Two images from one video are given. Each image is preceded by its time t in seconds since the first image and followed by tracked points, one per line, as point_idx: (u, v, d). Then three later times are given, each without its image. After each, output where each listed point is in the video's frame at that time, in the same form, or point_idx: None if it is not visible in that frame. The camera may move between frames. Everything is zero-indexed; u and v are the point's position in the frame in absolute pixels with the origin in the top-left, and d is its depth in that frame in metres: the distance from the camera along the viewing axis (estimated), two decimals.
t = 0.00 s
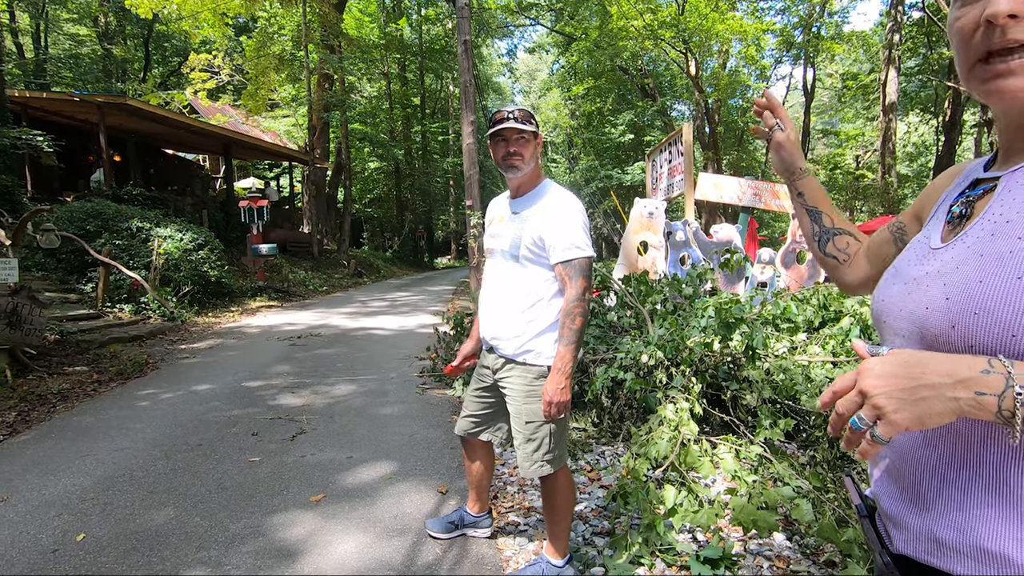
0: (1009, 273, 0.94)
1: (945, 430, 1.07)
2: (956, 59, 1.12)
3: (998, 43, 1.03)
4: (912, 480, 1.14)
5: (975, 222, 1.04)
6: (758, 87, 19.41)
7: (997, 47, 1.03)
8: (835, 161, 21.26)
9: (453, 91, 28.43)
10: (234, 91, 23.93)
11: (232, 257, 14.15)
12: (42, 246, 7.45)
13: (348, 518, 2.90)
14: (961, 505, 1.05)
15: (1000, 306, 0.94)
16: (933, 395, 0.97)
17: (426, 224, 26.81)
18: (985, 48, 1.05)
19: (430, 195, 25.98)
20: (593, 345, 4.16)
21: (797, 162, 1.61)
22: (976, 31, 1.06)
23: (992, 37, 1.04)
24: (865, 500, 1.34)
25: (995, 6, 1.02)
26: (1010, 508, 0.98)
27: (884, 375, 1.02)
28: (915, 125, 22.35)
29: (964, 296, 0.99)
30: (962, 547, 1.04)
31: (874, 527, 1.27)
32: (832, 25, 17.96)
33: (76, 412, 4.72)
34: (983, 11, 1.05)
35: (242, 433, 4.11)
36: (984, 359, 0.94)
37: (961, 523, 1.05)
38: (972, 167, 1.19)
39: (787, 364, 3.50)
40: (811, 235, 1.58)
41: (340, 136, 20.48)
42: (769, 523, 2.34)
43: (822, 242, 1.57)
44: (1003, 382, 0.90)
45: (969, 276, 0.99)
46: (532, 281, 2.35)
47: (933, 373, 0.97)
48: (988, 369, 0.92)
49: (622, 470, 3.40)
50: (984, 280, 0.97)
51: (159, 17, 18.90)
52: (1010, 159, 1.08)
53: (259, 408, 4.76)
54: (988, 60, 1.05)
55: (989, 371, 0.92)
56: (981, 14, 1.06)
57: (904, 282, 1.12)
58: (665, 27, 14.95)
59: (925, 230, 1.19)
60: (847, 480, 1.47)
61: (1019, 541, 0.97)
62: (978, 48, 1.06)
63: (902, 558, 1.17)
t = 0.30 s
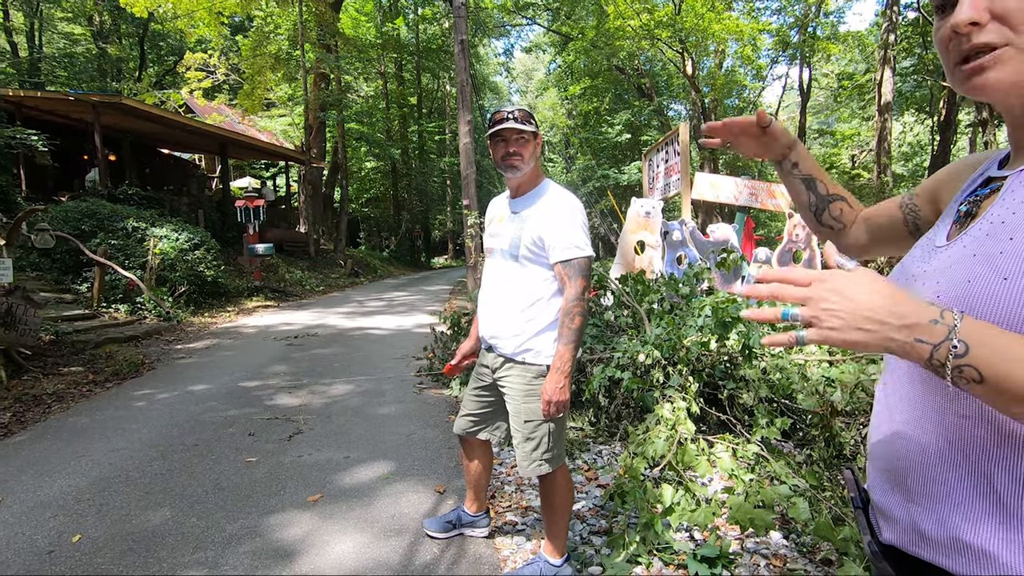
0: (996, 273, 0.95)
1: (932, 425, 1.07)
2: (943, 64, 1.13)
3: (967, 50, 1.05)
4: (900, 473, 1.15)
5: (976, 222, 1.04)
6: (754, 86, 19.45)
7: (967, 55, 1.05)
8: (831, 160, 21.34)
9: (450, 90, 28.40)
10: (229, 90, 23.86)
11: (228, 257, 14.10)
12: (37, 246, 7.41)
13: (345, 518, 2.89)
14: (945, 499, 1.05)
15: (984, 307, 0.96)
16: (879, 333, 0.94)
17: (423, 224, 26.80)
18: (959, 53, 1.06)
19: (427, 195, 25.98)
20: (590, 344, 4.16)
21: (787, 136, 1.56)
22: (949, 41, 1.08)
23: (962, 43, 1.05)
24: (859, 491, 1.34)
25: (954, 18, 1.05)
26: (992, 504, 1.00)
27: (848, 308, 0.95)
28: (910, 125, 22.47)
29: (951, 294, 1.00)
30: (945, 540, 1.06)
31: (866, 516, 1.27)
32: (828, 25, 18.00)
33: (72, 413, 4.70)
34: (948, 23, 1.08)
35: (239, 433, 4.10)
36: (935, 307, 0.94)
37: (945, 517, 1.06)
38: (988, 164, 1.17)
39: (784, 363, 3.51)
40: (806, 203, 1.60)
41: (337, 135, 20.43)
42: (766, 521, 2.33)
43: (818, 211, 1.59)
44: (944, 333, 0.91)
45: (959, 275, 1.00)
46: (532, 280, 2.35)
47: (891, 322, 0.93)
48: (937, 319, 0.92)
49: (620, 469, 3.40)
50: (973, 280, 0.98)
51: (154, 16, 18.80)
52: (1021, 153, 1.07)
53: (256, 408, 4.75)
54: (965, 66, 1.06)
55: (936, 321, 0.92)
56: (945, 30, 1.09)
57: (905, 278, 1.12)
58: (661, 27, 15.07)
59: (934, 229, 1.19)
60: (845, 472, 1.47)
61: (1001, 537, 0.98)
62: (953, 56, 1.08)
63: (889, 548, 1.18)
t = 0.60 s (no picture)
0: (989, 274, 0.95)
1: (934, 431, 1.06)
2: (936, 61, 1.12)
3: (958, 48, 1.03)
4: (899, 475, 1.14)
5: (971, 224, 1.03)
6: (752, 85, 19.47)
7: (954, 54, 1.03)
8: (830, 159, 21.36)
9: (448, 90, 28.40)
10: (228, 90, 23.83)
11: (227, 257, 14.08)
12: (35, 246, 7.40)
13: (345, 518, 2.89)
14: (944, 501, 1.05)
15: (974, 311, 0.96)
16: (896, 379, 0.96)
17: (421, 224, 26.80)
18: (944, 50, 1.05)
19: (426, 195, 25.98)
20: (590, 344, 4.16)
21: (810, 199, 1.69)
22: (939, 39, 1.06)
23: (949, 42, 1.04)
24: (861, 491, 1.33)
25: (942, 15, 1.03)
26: (989, 505, 0.99)
27: (858, 363, 0.99)
28: (908, 124, 22.50)
29: (946, 298, 1.00)
30: (944, 540, 1.06)
31: (866, 517, 1.27)
32: (827, 24, 18.03)
33: (71, 413, 4.69)
34: (936, 21, 1.06)
35: (238, 433, 4.10)
36: (950, 340, 0.94)
37: (943, 518, 1.06)
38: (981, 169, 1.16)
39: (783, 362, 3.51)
40: (836, 256, 1.55)
41: (335, 135, 20.41)
42: (766, 520, 2.33)
43: (847, 261, 1.52)
44: (966, 367, 0.90)
45: (953, 279, 1.00)
46: (532, 280, 2.35)
47: (896, 359, 0.96)
48: (953, 352, 0.92)
49: (620, 469, 3.40)
50: (966, 283, 0.98)
51: (152, 15, 18.76)
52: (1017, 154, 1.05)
53: (255, 408, 4.74)
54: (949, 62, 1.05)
55: (954, 355, 0.91)
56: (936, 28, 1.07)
57: (902, 281, 1.12)
58: (660, 26, 15.09)
59: (932, 231, 1.18)
60: (848, 472, 1.46)
61: (1000, 538, 0.98)
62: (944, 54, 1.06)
63: (889, 548, 1.18)
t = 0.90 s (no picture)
0: (985, 277, 0.94)
1: (934, 433, 1.05)
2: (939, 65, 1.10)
3: (957, 50, 1.02)
4: (899, 476, 1.14)
5: (974, 226, 1.03)
6: (756, 85, 19.42)
7: (954, 56, 1.03)
8: (834, 159, 21.29)
9: (451, 90, 28.41)
10: (231, 91, 23.88)
11: (230, 258, 14.10)
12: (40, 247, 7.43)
13: (349, 519, 2.89)
14: (940, 502, 1.05)
15: (970, 313, 0.95)
16: (861, 353, 0.99)
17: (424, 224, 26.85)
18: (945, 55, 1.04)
19: (429, 195, 26.02)
20: (593, 344, 4.16)
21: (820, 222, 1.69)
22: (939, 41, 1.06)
23: (951, 46, 1.03)
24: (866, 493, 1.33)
25: (941, 22, 1.03)
26: (987, 507, 0.98)
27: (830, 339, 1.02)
28: (912, 123, 22.40)
29: (943, 299, 1.00)
30: (938, 540, 1.06)
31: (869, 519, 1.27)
32: (831, 23, 17.96)
33: (75, 413, 4.71)
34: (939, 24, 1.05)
35: (242, 434, 4.10)
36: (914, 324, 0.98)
37: (941, 519, 1.05)
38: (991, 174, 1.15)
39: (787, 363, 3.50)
40: (853, 282, 1.54)
41: (338, 136, 20.43)
42: (770, 522, 2.32)
43: (867, 287, 1.52)
44: (923, 345, 0.94)
45: (949, 283, 1.00)
46: (535, 281, 2.34)
47: (868, 338, 0.99)
48: (913, 332, 0.96)
49: (623, 470, 3.40)
50: (964, 287, 0.97)
51: (156, 17, 18.81)
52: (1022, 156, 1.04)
53: (259, 408, 4.75)
54: (951, 67, 1.04)
55: (914, 335, 0.96)
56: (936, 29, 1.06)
57: (906, 284, 1.11)
58: (663, 26, 15.05)
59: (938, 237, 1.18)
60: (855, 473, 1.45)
61: (994, 539, 0.97)
62: (945, 55, 1.05)
63: (889, 549, 1.18)
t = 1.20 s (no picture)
0: (996, 277, 0.94)
1: (943, 434, 1.04)
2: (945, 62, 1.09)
3: (965, 44, 1.01)
4: (909, 478, 1.13)
5: (977, 229, 1.02)
6: (761, 85, 19.38)
7: (963, 50, 1.01)
8: (839, 159, 21.20)
9: (455, 90, 28.44)
10: (236, 92, 23.99)
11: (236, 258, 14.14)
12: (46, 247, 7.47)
13: (352, 518, 2.89)
14: (952, 503, 1.05)
15: (982, 316, 0.94)
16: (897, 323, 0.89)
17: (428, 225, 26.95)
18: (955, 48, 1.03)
19: (433, 196, 26.10)
20: (597, 345, 4.15)
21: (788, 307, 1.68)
22: (950, 31, 1.03)
23: (961, 40, 1.01)
24: (869, 492, 1.32)
25: (954, 13, 1.01)
26: (996, 505, 0.99)
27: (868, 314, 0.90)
28: (918, 122, 22.27)
29: (952, 301, 0.99)
30: (952, 541, 1.06)
31: (875, 516, 1.27)
32: (836, 22, 17.88)
33: (81, 412, 4.74)
34: (950, 15, 1.03)
35: (246, 434, 4.11)
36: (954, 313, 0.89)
37: (953, 518, 1.05)
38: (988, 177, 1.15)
39: (792, 364, 3.49)
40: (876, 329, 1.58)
41: (342, 136, 20.48)
42: (774, 523, 2.32)
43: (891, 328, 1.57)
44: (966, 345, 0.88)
45: (960, 283, 0.98)
46: (537, 281, 2.34)
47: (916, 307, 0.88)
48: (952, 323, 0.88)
49: (627, 470, 3.39)
50: (974, 287, 0.96)
51: (162, 18, 18.92)
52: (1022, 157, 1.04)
53: (263, 408, 4.76)
54: (958, 63, 1.03)
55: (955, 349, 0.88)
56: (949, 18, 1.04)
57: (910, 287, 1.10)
58: (667, 26, 15.02)
59: (938, 237, 1.17)
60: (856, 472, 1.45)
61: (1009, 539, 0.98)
62: (952, 48, 1.04)
63: (898, 548, 1.18)
